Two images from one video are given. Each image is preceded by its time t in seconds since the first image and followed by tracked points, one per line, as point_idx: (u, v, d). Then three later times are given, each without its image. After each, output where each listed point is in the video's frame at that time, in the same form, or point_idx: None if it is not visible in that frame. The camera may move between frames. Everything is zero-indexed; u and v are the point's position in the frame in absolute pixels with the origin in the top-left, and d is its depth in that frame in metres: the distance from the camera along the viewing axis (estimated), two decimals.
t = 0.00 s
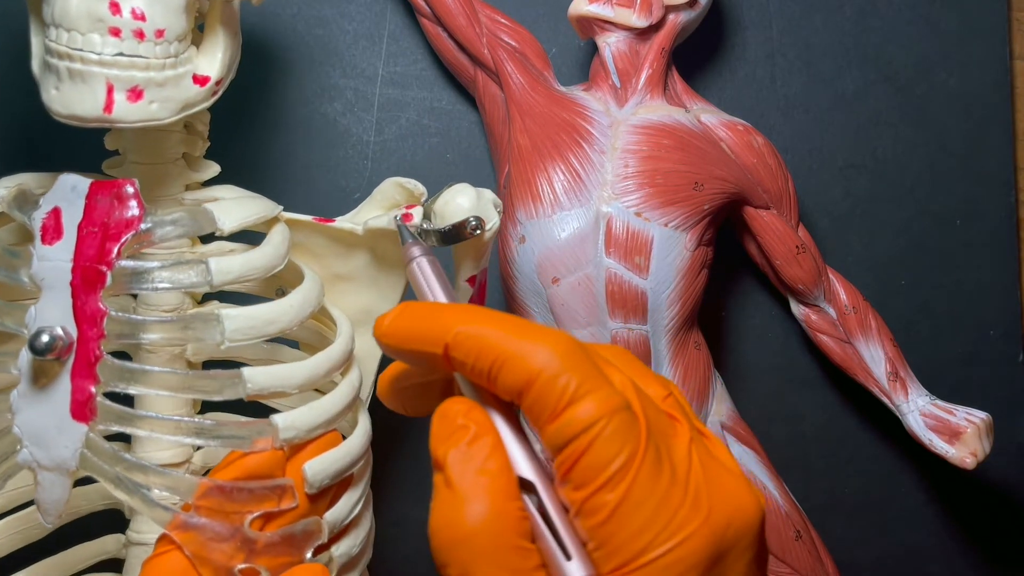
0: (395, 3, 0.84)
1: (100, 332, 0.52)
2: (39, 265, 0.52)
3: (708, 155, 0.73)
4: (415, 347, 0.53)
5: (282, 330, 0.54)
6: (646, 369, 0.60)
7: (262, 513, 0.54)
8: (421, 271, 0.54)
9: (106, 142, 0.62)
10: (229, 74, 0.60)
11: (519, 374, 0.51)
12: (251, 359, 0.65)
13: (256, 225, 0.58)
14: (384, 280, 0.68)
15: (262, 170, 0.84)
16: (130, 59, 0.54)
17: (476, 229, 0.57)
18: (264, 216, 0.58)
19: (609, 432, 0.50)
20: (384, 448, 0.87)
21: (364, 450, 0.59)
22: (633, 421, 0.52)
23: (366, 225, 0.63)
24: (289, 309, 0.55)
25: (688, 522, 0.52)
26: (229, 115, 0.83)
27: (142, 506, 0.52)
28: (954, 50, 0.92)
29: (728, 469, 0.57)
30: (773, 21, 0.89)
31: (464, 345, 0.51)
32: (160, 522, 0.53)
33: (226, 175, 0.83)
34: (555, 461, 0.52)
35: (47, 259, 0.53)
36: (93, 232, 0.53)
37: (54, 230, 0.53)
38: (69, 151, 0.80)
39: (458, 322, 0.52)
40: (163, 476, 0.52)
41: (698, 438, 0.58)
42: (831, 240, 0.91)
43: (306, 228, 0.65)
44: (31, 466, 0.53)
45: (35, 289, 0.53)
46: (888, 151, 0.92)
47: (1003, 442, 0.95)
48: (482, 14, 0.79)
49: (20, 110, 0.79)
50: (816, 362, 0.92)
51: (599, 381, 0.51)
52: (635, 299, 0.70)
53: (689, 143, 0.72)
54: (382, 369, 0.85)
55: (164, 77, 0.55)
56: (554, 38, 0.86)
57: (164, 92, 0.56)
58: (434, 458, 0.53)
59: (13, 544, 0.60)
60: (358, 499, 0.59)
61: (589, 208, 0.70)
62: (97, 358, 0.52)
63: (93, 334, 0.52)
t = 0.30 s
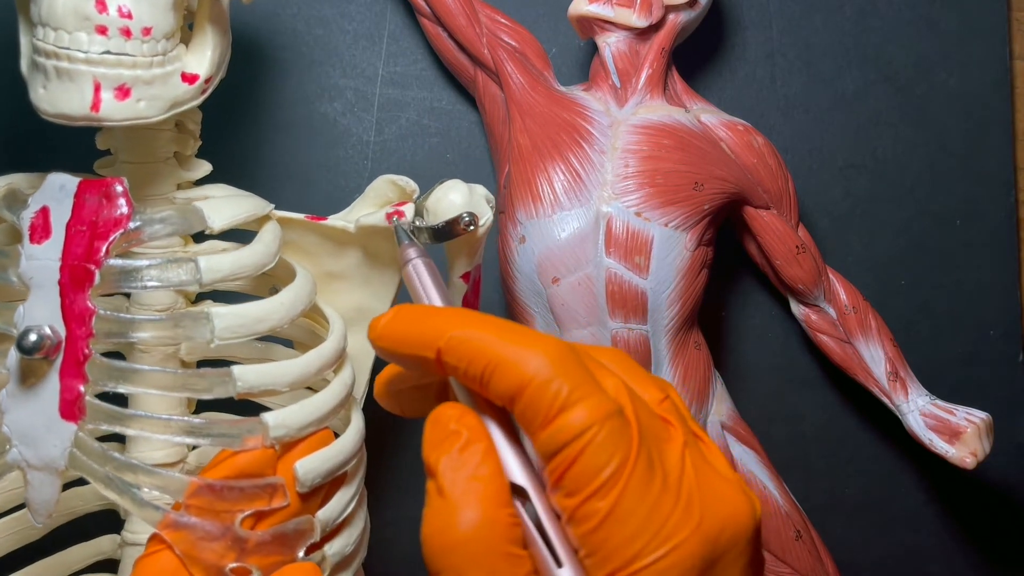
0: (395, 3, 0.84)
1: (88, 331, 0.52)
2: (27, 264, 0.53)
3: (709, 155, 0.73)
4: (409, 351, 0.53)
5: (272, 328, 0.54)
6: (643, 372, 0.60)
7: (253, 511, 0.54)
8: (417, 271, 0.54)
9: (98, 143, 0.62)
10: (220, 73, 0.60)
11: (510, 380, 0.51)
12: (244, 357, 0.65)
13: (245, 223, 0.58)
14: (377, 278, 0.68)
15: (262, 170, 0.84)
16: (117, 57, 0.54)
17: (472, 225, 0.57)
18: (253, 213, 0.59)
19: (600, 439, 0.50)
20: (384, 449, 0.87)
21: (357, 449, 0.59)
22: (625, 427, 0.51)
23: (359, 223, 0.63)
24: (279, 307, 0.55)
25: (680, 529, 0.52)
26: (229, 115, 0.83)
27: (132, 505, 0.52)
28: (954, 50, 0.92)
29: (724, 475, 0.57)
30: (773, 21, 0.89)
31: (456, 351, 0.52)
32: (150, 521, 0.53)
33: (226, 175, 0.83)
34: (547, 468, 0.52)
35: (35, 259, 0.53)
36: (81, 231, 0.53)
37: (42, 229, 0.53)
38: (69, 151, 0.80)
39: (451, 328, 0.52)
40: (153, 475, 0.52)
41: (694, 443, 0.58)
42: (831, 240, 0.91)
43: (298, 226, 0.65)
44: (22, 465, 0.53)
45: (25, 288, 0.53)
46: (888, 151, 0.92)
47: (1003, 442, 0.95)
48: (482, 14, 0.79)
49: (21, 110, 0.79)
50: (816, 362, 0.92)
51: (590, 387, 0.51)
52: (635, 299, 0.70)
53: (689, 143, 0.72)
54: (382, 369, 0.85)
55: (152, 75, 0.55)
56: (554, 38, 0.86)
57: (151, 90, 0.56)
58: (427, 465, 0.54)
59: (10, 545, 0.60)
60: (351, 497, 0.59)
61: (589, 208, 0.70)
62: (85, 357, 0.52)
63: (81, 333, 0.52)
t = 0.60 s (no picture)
0: (395, 3, 0.84)
1: (88, 329, 0.52)
2: (27, 262, 0.53)
3: (708, 156, 0.73)
4: (423, 344, 0.53)
5: (271, 327, 0.54)
6: (656, 369, 0.60)
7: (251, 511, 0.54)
8: (432, 263, 0.54)
9: (99, 143, 0.62)
10: (220, 72, 0.60)
11: (527, 376, 0.51)
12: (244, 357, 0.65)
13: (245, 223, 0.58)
14: (377, 278, 0.67)
15: (262, 170, 0.84)
16: (117, 57, 0.54)
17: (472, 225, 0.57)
18: (253, 212, 0.59)
19: (616, 436, 0.50)
20: (384, 448, 0.87)
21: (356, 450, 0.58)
22: (640, 425, 0.51)
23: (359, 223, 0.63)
24: (278, 307, 0.55)
25: (693, 527, 0.52)
26: (229, 115, 0.83)
27: (130, 504, 0.52)
28: (954, 50, 0.92)
29: (737, 473, 0.57)
30: (772, 21, 0.89)
31: (471, 346, 0.51)
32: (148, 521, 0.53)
33: (226, 175, 0.83)
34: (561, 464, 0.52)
35: (35, 257, 0.53)
36: (81, 230, 0.53)
37: (41, 228, 0.53)
38: (69, 151, 0.80)
39: (467, 322, 0.52)
40: (151, 475, 0.52)
41: (708, 441, 0.58)
42: (830, 240, 0.91)
43: (298, 226, 0.65)
44: (20, 464, 0.53)
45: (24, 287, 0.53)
46: (888, 151, 0.92)
47: (1003, 442, 0.95)
48: (482, 14, 0.79)
49: (21, 110, 0.79)
50: (816, 361, 0.92)
51: (606, 384, 0.51)
52: (635, 299, 0.70)
53: (689, 143, 0.72)
54: (383, 369, 0.85)
55: (152, 74, 0.55)
56: (555, 38, 0.86)
57: (151, 89, 0.56)
58: (439, 460, 0.53)
59: (10, 544, 0.60)
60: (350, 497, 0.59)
61: (589, 208, 0.70)
62: (84, 355, 0.52)
63: (80, 332, 0.52)
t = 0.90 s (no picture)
0: (395, 3, 0.84)
1: (87, 325, 0.52)
2: (27, 258, 0.52)
3: (709, 156, 0.73)
4: (436, 334, 0.53)
5: (270, 324, 0.54)
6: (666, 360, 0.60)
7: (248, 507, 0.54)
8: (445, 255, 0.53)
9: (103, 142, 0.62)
10: (222, 71, 0.60)
11: (540, 363, 0.51)
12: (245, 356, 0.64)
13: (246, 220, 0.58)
14: (378, 276, 0.67)
15: (261, 169, 0.84)
16: (119, 55, 0.54)
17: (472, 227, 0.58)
18: (253, 211, 0.59)
19: (630, 421, 0.50)
20: (384, 449, 0.87)
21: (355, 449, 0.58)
22: (653, 411, 0.52)
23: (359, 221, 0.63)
24: (278, 305, 0.54)
25: (706, 512, 0.52)
26: (229, 115, 0.83)
27: (128, 499, 0.52)
28: (954, 50, 0.92)
29: (747, 462, 0.57)
30: (773, 21, 0.89)
31: (484, 334, 0.52)
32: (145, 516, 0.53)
33: (226, 175, 0.83)
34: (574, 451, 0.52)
35: (35, 253, 0.52)
36: (81, 226, 0.53)
37: (43, 224, 0.53)
38: (70, 151, 0.80)
39: (480, 311, 0.52)
40: (149, 471, 0.52)
41: (718, 431, 0.58)
42: (831, 240, 0.91)
43: (300, 224, 0.65)
44: (19, 458, 0.52)
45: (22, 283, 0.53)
46: (888, 151, 0.92)
47: (1003, 442, 0.95)
48: (482, 14, 0.79)
49: (20, 109, 0.79)
50: (815, 361, 0.92)
51: (620, 372, 0.51)
52: (635, 299, 0.70)
53: (689, 143, 0.72)
54: (383, 369, 0.85)
55: (154, 72, 0.55)
56: (555, 38, 0.86)
57: (153, 87, 0.56)
58: (451, 447, 0.53)
59: (14, 540, 0.60)
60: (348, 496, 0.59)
61: (589, 208, 0.70)
62: (83, 350, 0.52)
63: (79, 327, 0.51)
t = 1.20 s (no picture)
0: (395, 3, 0.84)
1: (80, 315, 0.52)
2: (23, 249, 0.52)
3: (709, 156, 0.73)
4: (414, 348, 0.53)
5: (263, 316, 0.54)
6: (646, 367, 0.60)
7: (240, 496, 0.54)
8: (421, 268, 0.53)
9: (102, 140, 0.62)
10: (218, 67, 0.60)
11: (518, 374, 0.51)
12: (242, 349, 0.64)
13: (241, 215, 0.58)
14: (374, 272, 0.67)
15: (261, 169, 0.84)
16: (113, 49, 0.54)
17: (466, 220, 0.57)
18: (247, 205, 0.59)
19: (608, 430, 0.50)
20: (384, 449, 0.87)
21: (348, 442, 0.58)
22: (632, 419, 0.52)
23: (354, 216, 0.63)
24: (271, 297, 0.55)
25: (687, 518, 0.52)
26: (229, 115, 0.83)
27: (119, 487, 0.52)
28: (954, 50, 0.92)
29: (728, 466, 0.57)
30: (772, 21, 0.89)
31: (462, 347, 0.52)
32: (137, 504, 0.53)
33: (226, 174, 0.83)
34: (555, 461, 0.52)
35: (31, 244, 0.52)
36: (76, 217, 0.53)
37: (39, 216, 0.53)
38: (71, 150, 0.80)
39: (458, 324, 0.52)
40: (142, 458, 0.53)
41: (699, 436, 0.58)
42: (831, 240, 0.91)
43: (294, 220, 0.65)
44: (13, 447, 0.53)
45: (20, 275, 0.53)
46: (888, 151, 0.92)
47: (1003, 442, 0.95)
48: (482, 14, 0.79)
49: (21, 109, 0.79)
50: (815, 361, 0.92)
51: (597, 381, 0.51)
52: (635, 298, 0.70)
53: (689, 143, 0.72)
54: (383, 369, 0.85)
55: (147, 67, 0.55)
56: (555, 38, 0.86)
57: (148, 82, 0.55)
58: (433, 459, 0.53)
59: (15, 535, 0.60)
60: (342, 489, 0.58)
61: (589, 208, 0.70)
62: (76, 339, 0.52)
63: (72, 317, 0.52)
